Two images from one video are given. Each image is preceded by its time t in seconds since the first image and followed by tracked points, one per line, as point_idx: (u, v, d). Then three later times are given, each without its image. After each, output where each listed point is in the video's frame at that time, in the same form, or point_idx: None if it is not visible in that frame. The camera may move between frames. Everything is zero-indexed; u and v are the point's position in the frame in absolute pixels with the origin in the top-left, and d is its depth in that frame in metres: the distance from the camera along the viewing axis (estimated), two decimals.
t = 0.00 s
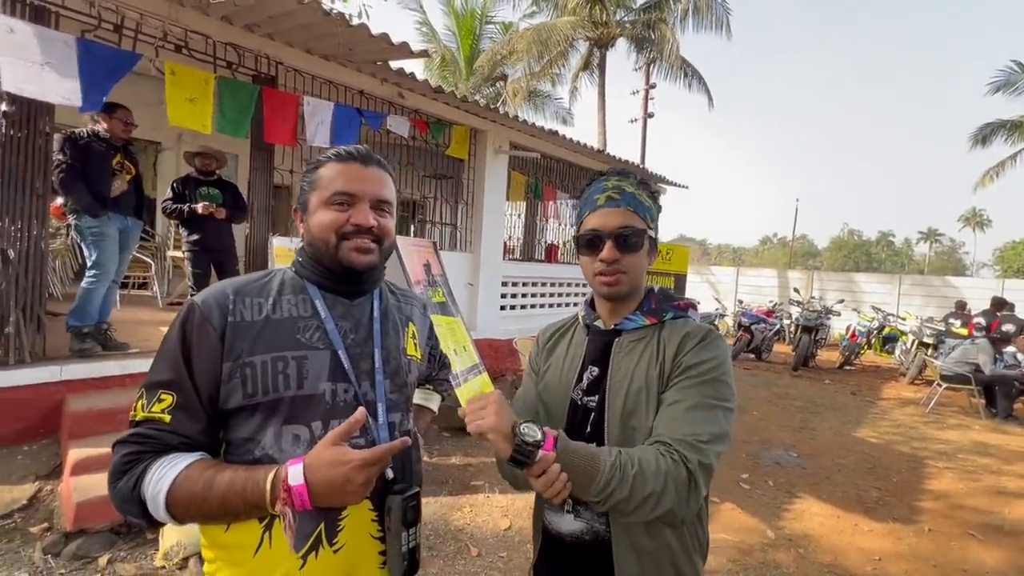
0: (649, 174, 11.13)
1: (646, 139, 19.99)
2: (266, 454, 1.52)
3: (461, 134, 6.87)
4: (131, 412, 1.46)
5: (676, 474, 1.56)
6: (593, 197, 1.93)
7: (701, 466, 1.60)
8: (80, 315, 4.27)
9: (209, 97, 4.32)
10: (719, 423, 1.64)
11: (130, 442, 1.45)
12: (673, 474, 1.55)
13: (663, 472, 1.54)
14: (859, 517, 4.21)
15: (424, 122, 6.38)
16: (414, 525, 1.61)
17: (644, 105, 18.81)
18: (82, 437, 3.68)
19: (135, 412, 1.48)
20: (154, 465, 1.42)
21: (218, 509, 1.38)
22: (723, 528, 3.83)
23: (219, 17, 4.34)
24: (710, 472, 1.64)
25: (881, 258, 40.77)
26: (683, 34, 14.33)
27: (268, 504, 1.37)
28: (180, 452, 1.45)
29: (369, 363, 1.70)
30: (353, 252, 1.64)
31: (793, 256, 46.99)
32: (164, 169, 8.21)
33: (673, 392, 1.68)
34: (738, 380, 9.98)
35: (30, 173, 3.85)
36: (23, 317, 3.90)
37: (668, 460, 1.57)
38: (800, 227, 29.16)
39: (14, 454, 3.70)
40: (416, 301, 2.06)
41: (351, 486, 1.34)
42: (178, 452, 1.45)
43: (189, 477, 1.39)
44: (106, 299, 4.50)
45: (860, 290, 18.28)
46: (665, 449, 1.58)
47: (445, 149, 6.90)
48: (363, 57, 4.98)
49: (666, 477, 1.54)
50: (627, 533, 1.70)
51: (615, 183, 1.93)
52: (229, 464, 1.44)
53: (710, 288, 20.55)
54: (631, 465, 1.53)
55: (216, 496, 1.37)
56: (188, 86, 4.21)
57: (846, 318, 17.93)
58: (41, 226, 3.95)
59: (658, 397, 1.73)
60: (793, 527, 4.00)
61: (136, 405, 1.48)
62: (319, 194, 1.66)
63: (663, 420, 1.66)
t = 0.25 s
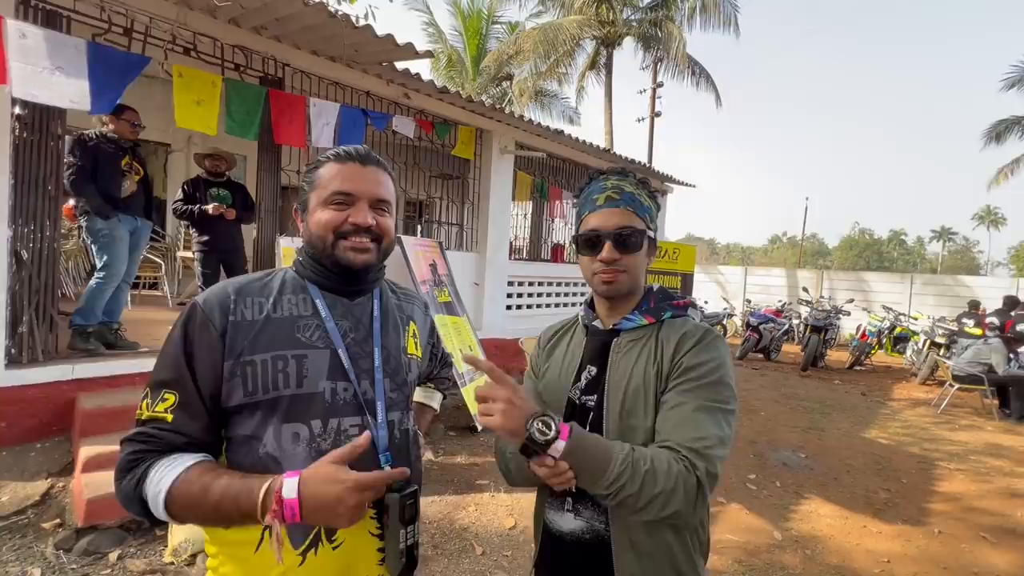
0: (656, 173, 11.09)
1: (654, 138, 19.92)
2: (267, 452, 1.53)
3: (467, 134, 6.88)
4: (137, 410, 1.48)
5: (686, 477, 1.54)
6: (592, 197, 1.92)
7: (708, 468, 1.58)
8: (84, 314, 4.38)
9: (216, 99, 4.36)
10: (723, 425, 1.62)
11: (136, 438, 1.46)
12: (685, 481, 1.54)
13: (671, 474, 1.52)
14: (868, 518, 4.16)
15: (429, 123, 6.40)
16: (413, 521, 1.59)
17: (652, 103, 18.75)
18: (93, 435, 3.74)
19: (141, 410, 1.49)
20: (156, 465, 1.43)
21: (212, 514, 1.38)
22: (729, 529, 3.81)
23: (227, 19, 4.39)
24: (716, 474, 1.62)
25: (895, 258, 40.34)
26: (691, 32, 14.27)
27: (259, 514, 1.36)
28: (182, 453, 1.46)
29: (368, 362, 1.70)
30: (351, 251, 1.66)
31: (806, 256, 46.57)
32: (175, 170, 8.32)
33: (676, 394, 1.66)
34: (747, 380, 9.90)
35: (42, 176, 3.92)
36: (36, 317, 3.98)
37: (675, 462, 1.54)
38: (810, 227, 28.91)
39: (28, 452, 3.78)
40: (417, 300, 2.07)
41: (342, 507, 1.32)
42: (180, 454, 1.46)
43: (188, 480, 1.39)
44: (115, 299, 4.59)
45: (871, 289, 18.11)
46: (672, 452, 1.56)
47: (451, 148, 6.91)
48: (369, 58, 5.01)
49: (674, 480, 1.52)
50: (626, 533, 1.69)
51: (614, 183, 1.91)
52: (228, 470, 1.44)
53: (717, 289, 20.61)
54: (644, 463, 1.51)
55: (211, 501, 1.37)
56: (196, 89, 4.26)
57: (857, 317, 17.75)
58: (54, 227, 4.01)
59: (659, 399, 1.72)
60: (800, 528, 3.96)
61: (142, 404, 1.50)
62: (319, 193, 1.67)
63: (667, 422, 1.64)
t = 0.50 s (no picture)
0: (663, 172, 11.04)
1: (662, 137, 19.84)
2: (269, 445, 1.55)
3: (473, 133, 6.90)
4: (160, 412, 1.49)
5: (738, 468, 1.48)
6: (583, 197, 1.91)
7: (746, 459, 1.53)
8: (90, 316, 4.40)
9: (223, 99, 4.40)
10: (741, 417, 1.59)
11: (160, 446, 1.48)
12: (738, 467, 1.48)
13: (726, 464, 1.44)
14: (877, 519, 4.11)
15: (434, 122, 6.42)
16: (411, 514, 1.63)
17: (659, 102, 18.68)
18: (104, 433, 3.79)
19: (164, 412, 1.51)
20: (166, 504, 1.45)
21: None
22: (734, 528, 3.78)
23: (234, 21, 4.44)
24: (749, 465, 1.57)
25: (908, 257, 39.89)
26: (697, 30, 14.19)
27: None
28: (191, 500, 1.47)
29: (369, 356, 1.71)
30: (349, 248, 1.67)
31: (817, 256, 46.13)
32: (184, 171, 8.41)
33: (694, 387, 1.62)
34: (755, 379, 9.82)
35: (53, 177, 3.99)
36: (48, 315, 4.04)
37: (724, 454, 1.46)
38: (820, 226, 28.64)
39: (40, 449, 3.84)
40: (417, 295, 2.07)
41: None
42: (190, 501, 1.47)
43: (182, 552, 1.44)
44: (120, 297, 4.66)
45: (882, 288, 17.93)
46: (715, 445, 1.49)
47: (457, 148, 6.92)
48: (374, 58, 5.04)
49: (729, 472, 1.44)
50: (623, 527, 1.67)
51: (606, 180, 1.90)
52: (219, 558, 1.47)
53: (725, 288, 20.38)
54: (708, 457, 1.41)
55: None
56: (203, 90, 4.30)
57: (867, 317, 17.56)
58: (65, 228, 4.08)
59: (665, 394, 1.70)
60: (807, 527, 3.92)
61: (165, 405, 1.51)
62: (319, 190, 1.68)
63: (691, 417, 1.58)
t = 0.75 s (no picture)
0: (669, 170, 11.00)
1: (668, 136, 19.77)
2: (276, 444, 1.55)
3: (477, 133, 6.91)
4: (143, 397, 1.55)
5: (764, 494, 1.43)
6: (583, 190, 1.90)
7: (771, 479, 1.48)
8: (98, 316, 4.49)
9: (230, 102, 4.45)
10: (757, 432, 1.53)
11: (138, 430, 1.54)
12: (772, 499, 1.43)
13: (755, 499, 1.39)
14: (886, 520, 4.05)
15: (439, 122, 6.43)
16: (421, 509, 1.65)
17: (665, 100, 18.63)
18: (113, 432, 3.82)
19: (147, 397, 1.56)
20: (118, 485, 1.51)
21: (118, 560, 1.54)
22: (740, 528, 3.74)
23: (240, 23, 4.48)
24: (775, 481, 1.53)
25: (920, 256, 39.48)
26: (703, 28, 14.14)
27: None
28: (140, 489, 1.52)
29: (373, 355, 1.72)
30: (348, 253, 1.68)
31: (829, 256, 45.74)
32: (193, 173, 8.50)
33: (706, 406, 1.55)
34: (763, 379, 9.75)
35: (63, 180, 4.06)
36: (58, 316, 4.11)
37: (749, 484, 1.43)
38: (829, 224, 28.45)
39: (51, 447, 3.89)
40: (417, 293, 2.07)
41: None
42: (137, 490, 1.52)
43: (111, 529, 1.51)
44: (126, 297, 4.73)
45: (892, 287, 17.76)
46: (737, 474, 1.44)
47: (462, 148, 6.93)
48: (379, 59, 5.06)
49: (759, 504, 1.40)
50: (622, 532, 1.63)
51: (606, 175, 1.89)
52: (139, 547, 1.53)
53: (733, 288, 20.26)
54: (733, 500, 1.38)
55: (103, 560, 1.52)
56: (209, 92, 4.35)
57: (876, 316, 17.38)
58: (75, 229, 4.14)
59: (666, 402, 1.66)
60: (815, 528, 3.88)
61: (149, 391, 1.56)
62: (323, 192, 1.68)
63: (705, 438, 1.53)
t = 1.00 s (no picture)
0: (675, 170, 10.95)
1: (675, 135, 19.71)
2: (274, 443, 1.56)
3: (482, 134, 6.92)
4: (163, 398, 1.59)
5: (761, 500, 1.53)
6: (590, 185, 1.89)
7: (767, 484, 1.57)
8: (110, 318, 4.53)
9: (237, 104, 4.49)
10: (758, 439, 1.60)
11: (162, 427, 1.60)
12: (766, 506, 1.53)
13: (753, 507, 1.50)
14: (895, 521, 4.01)
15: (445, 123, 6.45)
16: (413, 515, 1.65)
17: (671, 100, 18.58)
18: (122, 431, 3.87)
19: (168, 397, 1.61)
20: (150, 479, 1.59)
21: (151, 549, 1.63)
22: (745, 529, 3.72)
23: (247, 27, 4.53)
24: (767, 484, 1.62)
25: (932, 255, 39.08)
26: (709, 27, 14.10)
27: None
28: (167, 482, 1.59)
29: (373, 356, 1.72)
30: (353, 256, 1.68)
31: (840, 255, 45.36)
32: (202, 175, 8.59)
33: (713, 414, 1.59)
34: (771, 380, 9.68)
35: (73, 184, 4.12)
36: (69, 317, 4.16)
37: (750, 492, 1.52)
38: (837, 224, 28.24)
39: (62, 446, 3.95)
40: (422, 293, 2.05)
41: None
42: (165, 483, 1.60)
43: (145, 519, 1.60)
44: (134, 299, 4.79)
45: (901, 286, 17.59)
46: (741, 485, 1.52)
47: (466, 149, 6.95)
48: (384, 61, 5.09)
49: (757, 511, 1.50)
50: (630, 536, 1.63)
51: (614, 172, 1.88)
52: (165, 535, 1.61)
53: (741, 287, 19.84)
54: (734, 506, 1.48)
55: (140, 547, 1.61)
56: (217, 94, 4.39)
57: (885, 316, 17.21)
58: (85, 231, 4.21)
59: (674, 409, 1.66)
60: (822, 529, 3.85)
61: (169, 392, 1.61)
62: (331, 194, 1.68)
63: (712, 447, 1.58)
